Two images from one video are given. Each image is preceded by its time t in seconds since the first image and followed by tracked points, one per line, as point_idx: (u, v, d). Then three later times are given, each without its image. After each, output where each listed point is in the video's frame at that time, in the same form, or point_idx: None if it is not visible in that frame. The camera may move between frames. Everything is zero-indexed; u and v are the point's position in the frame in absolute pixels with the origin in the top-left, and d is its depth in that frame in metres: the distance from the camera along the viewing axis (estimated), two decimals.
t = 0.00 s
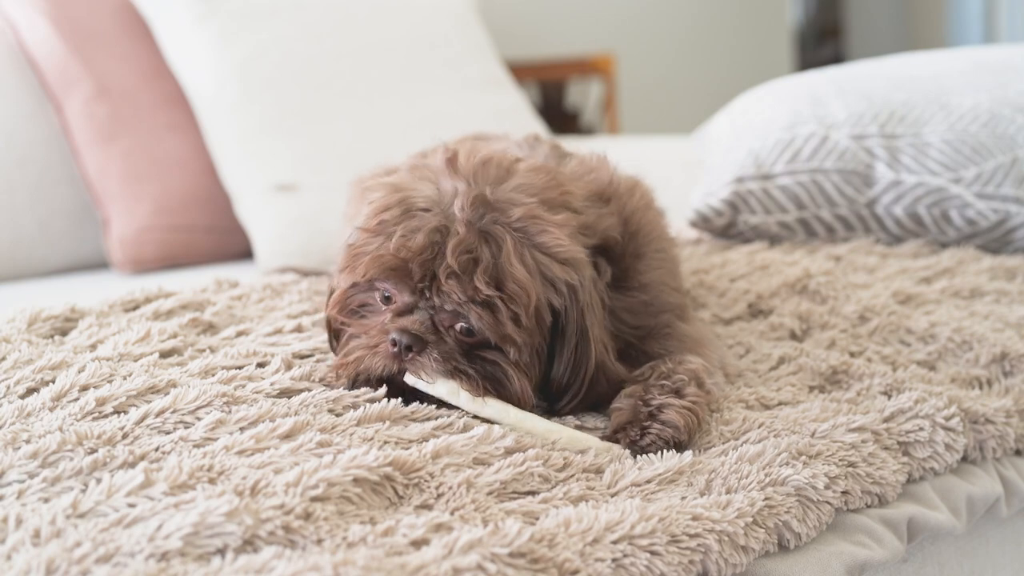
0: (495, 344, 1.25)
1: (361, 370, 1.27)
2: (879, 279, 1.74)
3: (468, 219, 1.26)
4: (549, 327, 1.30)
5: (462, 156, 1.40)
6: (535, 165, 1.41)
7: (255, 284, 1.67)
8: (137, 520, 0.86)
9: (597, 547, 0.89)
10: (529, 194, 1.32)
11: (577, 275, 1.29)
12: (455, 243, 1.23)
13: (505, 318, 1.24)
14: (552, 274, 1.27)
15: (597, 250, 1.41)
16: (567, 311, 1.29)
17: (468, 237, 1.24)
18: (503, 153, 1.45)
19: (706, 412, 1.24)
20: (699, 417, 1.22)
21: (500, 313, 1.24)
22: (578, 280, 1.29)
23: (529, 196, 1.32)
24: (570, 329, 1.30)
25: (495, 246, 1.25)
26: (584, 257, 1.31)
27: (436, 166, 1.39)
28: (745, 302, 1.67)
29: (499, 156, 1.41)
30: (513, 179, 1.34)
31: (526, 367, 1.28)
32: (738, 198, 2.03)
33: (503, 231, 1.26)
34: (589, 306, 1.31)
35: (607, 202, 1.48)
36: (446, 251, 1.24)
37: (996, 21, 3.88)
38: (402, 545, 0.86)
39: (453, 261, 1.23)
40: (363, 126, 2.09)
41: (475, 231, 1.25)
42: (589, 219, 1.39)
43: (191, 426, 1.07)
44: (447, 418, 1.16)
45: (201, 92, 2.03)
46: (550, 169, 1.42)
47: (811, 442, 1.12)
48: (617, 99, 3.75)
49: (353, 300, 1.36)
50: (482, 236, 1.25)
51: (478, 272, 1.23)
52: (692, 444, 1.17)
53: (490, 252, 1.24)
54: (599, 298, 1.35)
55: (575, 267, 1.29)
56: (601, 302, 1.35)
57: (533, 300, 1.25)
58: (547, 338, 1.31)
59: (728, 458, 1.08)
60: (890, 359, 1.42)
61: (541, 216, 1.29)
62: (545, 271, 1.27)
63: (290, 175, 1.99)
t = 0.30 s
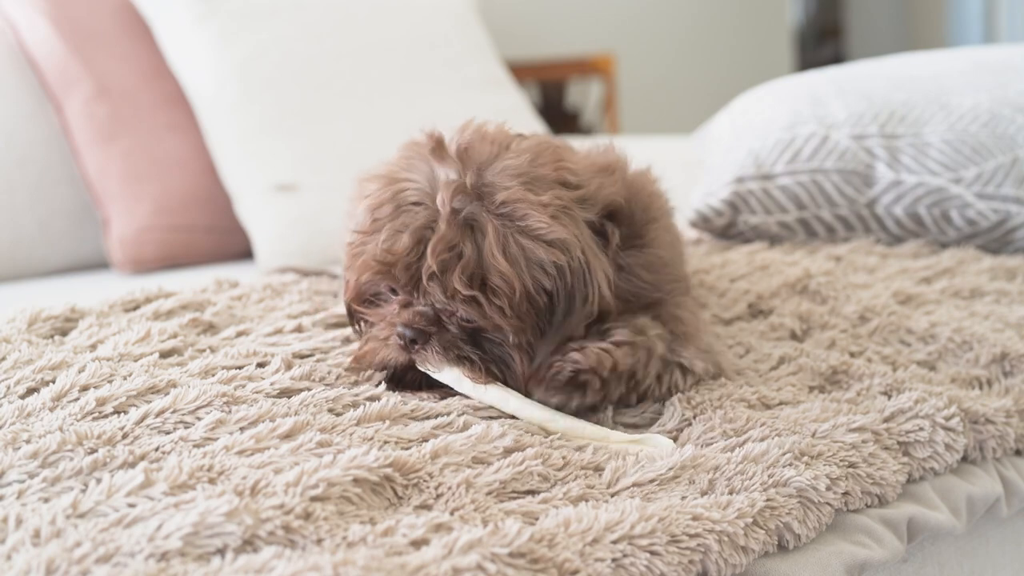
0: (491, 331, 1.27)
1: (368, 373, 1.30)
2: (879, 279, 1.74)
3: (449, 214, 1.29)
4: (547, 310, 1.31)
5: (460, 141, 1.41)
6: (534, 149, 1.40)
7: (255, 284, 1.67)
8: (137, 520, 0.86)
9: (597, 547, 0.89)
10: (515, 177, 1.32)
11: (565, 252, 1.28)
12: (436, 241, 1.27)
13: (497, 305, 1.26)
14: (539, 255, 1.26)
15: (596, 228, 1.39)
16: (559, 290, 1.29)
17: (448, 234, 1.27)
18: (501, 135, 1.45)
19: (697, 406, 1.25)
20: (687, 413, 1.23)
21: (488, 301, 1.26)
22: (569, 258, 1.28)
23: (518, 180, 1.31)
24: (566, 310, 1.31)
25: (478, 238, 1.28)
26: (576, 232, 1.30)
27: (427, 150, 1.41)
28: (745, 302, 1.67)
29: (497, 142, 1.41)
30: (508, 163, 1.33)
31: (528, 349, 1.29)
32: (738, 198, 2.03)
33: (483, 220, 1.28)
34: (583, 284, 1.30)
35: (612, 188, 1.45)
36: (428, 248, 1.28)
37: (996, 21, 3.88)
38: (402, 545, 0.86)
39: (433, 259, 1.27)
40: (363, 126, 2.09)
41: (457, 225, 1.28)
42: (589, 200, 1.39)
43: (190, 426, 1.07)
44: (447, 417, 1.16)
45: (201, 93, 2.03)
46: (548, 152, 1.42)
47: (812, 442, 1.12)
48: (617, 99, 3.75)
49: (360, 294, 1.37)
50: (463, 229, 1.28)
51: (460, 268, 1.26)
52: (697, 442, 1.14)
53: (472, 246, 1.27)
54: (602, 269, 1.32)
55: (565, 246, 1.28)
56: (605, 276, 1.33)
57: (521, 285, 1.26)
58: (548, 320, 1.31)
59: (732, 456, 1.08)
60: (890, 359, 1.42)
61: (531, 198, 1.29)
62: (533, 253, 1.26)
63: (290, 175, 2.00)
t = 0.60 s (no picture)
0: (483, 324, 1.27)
1: (367, 373, 1.29)
2: (879, 279, 1.74)
3: (439, 207, 1.28)
4: (537, 307, 1.31)
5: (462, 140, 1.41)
6: (535, 145, 1.41)
7: (255, 284, 1.67)
8: (137, 520, 0.86)
9: (597, 547, 0.89)
10: (509, 174, 1.31)
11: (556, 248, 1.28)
12: (425, 234, 1.26)
13: (488, 300, 1.25)
14: (531, 251, 1.26)
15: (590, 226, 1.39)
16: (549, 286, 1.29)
17: (437, 227, 1.26)
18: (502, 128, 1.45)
19: (696, 407, 1.26)
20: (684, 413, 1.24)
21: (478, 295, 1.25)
22: (560, 253, 1.28)
23: (512, 176, 1.31)
24: (557, 306, 1.31)
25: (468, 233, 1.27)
26: (569, 228, 1.30)
27: (426, 143, 1.40)
28: (745, 302, 1.67)
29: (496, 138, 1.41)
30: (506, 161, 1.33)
31: (519, 343, 1.30)
32: (738, 198, 2.03)
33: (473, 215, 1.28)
34: (574, 281, 1.30)
35: (613, 192, 1.46)
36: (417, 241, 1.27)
37: (996, 21, 3.88)
38: (402, 545, 0.86)
39: (422, 252, 1.26)
40: (364, 126, 2.09)
41: (447, 218, 1.27)
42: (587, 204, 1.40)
43: (191, 426, 1.07)
44: (447, 417, 1.16)
45: (201, 93, 2.03)
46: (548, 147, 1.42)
47: (812, 442, 1.12)
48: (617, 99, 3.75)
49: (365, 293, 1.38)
50: (453, 223, 1.27)
51: (448, 261, 1.25)
52: (697, 443, 1.14)
53: (461, 239, 1.26)
54: (593, 267, 1.32)
55: (557, 242, 1.28)
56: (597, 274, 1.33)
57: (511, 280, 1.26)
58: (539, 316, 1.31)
59: (731, 457, 1.08)
60: (890, 359, 1.42)
61: (524, 193, 1.28)
62: (524, 248, 1.26)
63: (290, 175, 2.00)
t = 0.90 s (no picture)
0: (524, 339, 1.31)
1: (367, 373, 1.29)
2: (879, 279, 1.74)
3: (462, 236, 1.30)
4: (575, 308, 1.33)
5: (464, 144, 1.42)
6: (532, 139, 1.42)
7: (255, 284, 1.67)
8: (137, 520, 0.86)
9: (597, 547, 0.89)
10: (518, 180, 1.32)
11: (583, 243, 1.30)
12: (454, 267, 1.29)
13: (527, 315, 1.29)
14: (559, 256, 1.28)
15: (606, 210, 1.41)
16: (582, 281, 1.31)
17: (464, 258, 1.29)
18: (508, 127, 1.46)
19: (696, 407, 1.26)
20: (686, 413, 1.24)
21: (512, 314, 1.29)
22: (587, 248, 1.30)
23: (524, 187, 1.32)
24: (594, 299, 1.33)
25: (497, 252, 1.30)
26: (590, 219, 1.32)
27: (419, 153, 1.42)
28: (745, 302, 1.67)
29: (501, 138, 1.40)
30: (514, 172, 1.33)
31: (565, 340, 1.33)
32: (738, 198, 2.03)
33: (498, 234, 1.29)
34: (607, 270, 1.32)
35: (620, 190, 1.46)
36: (449, 276, 1.30)
37: (996, 21, 3.89)
38: (402, 545, 0.86)
39: (454, 287, 1.29)
40: (364, 126, 2.09)
41: (472, 243, 1.30)
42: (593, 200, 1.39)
43: (191, 426, 1.07)
44: (447, 417, 1.16)
45: (201, 93, 2.03)
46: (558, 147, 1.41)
47: (812, 442, 1.12)
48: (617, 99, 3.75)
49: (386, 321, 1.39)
50: (479, 248, 1.30)
51: (482, 290, 1.28)
52: (697, 444, 1.15)
53: (490, 264, 1.29)
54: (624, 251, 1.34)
55: (583, 238, 1.30)
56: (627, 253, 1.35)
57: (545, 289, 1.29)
58: (580, 311, 1.34)
59: (730, 458, 1.08)
60: (890, 359, 1.42)
61: (540, 201, 1.30)
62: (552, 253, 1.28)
63: (290, 175, 2.00)
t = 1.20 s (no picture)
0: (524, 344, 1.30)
1: (368, 373, 1.29)
2: (879, 279, 1.74)
3: (458, 243, 1.29)
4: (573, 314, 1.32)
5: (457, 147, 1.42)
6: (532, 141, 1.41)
7: (255, 284, 1.67)
8: (137, 520, 0.86)
9: (597, 547, 0.89)
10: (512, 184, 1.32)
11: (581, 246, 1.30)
12: (451, 274, 1.28)
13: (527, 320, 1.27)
14: (556, 259, 1.28)
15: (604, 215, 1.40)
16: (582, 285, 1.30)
17: (462, 264, 1.28)
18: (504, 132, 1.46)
19: (696, 407, 1.26)
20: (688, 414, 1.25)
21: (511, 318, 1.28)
22: (586, 252, 1.30)
23: (521, 192, 1.32)
24: (592, 302, 1.31)
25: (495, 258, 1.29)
26: (587, 221, 1.32)
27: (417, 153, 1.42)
28: (745, 302, 1.67)
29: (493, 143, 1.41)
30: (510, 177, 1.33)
31: (564, 345, 1.32)
32: (738, 199, 2.03)
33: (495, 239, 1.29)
34: (606, 274, 1.31)
35: (618, 191, 1.46)
36: (446, 282, 1.28)
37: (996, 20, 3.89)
38: (402, 545, 0.86)
39: (452, 292, 1.28)
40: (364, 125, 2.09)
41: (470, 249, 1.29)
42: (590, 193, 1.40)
43: (190, 426, 1.07)
44: (447, 417, 1.16)
45: (201, 92, 2.03)
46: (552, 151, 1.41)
47: (812, 443, 1.12)
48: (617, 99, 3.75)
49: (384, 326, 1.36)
50: (476, 254, 1.29)
51: (480, 295, 1.27)
52: (701, 445, 1.14)
53: (487, 270, 1.28)
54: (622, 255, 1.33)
55: (581, 242, 1.30)
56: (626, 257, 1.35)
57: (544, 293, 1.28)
58: (579, 315, 1.33)
59: (730, 458, 1.08)
60: (890, 359, 1.42)
61: (536, 206, 1.30)
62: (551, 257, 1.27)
63: (290, 175, 2.00)
